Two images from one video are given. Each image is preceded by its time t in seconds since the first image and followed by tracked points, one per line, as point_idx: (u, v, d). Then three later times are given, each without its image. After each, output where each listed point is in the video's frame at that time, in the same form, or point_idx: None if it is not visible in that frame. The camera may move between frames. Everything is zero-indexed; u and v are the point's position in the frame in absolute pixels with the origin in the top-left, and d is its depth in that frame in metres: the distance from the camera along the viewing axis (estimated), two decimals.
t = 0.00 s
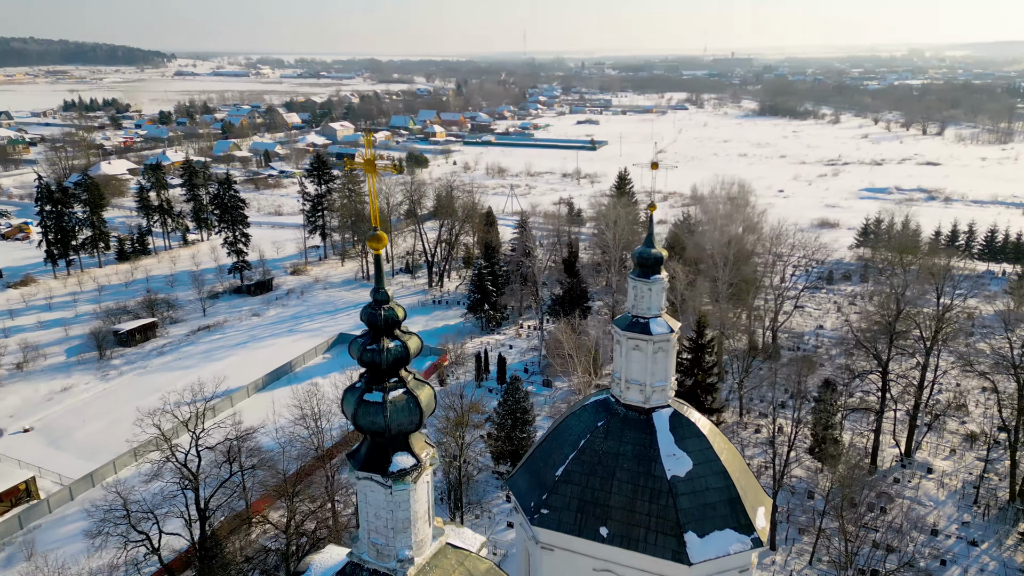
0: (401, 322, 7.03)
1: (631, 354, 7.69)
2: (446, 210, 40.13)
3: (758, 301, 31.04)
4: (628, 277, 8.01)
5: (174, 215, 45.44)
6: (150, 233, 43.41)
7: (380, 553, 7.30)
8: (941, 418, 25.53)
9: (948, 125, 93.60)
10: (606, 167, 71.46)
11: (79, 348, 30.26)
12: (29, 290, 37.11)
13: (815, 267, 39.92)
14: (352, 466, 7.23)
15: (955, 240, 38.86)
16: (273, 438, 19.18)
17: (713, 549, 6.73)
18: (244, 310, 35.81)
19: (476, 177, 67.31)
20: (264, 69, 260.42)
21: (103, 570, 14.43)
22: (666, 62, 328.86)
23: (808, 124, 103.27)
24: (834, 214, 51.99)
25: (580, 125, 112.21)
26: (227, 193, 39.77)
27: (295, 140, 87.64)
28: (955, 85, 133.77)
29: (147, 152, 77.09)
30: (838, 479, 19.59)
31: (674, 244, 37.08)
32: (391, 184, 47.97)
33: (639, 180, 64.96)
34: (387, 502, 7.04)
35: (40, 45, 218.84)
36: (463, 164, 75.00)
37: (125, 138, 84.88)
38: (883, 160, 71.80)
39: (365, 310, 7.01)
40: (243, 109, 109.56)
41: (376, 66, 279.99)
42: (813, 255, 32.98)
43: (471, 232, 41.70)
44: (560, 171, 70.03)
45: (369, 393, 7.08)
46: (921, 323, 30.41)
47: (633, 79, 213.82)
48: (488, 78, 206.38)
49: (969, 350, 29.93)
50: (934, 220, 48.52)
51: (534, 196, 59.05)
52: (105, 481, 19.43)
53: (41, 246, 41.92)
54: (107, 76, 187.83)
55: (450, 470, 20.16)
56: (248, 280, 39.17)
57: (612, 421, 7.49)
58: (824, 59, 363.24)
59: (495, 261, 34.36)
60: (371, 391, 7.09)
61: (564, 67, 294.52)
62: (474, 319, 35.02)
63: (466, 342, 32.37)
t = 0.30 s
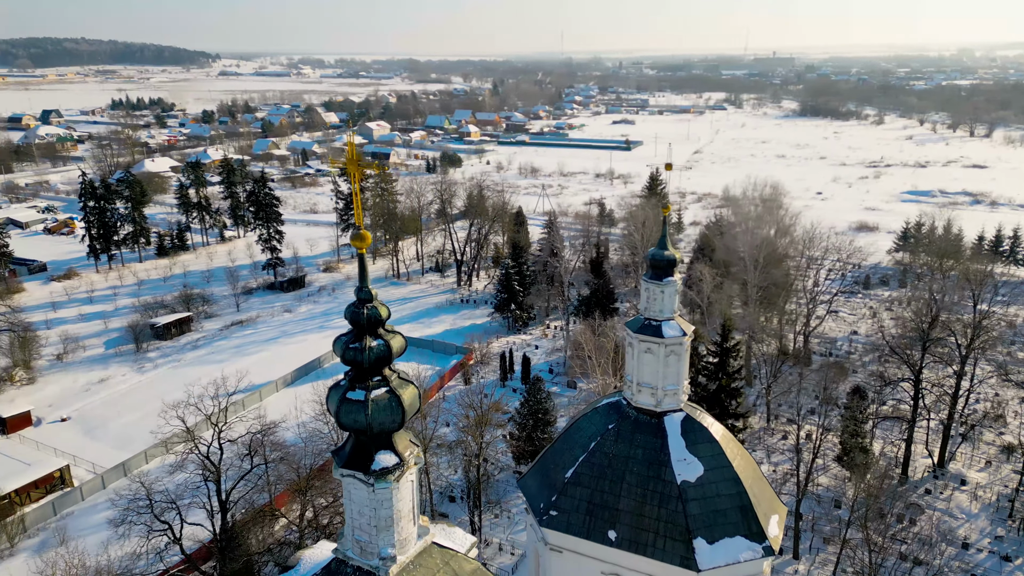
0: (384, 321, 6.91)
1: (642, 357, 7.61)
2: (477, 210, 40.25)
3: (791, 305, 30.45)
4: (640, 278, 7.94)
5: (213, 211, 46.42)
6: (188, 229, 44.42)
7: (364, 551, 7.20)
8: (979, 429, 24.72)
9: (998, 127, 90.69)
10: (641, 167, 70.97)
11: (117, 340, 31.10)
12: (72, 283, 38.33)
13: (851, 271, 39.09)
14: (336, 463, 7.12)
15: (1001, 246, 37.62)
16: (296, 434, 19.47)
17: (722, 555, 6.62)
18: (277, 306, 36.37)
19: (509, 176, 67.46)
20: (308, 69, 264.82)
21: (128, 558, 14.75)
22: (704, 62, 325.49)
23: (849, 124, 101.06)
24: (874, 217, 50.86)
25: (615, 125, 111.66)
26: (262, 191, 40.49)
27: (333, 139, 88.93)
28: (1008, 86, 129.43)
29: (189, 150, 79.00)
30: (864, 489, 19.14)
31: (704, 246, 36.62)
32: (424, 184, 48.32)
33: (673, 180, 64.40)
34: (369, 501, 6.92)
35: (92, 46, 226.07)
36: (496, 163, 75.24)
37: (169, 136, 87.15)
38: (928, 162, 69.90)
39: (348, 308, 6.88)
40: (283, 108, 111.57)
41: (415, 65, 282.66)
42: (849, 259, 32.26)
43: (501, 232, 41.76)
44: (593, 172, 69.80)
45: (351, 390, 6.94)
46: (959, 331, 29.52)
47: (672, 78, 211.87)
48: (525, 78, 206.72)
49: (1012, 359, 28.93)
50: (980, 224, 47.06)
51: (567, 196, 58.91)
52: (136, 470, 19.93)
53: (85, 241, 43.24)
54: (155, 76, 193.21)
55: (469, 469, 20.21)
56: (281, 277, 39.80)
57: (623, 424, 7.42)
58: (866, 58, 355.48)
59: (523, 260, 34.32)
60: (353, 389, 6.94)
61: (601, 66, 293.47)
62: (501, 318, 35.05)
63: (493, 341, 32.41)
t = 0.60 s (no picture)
0: (367, 319, 6.51)
1: (653, 360, 7.54)
2: (507, 209, 40.28)
3: (823, 310, 29.81)
4: (652, 281, 7.86)
5: (249, 209, 47.30)
6: (225, 226, 45.30)
7: (347, 547, 6.75)
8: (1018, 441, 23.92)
9: None
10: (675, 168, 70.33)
11: (153, 333, 31.89)
12: (113, 277, 39.41)
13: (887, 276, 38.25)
14: (319, 460, 6.71)
15: None
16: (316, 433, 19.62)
17: (730, 563, 6.52)
18: (308, 302, 36.87)
19: (542, 176, 67.48)
20: (348, 70, 268.43)
21: (156, 548, 15.14)
22: (743, 63, 321.50)
23: (894, 126, 98.72)
24: (915, 220, 49.64)
25: (650, 125, 110.94)
26: (297, 190, 41.13)
27: (369, 138, 89.97)
28: None
29: (230, 148, 80.80)
30: (892, 499, 18.71)
31: (735, 248, 36.08)
32: (455, 183, 48.62)
33: (708, 181, 63.74)
34: (351, 499, 6.51)
35: (139, 46, 232.31)
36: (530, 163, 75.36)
37: (212, 134, 89.29)
38: (975, 165, 67.94)
39: (333, 303, 6.51)
40: (321, 107, 113.25)
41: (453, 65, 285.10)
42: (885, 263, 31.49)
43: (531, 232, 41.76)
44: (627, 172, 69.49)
45: (335, 388, 6.54)
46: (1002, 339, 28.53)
47: (711, 78, 209.54)
48: (562, 78, 206.61)
49: None
50: None
51: (601, 196, 58.72)
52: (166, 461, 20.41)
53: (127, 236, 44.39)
54: (199, 76, 197.96)
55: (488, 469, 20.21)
56: (313, 274, 40.37)
57: (632, 429, 7.36)
58: (911, 58, 347.02)
59: (550, 260, 34.19)
60: (337, 386, 6.56)
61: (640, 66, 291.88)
62: (528, 318, 35.02)
63: (519, 341, 32.43)
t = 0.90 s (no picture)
0: (349, 316, 6.38)
1: (664, 363, 7.45)
2: (537, 209, 40.26)
3: (856, 314, 29.10)
4: (664, 283, 7.78)
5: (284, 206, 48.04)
6: (261, 223, 46.06)
7: (329, 544, 6.59)
8: None
9: None
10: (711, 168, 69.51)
11: (188, 326, 32.62)
12: (152, 272, 40.36)
13: (927, 281, 37.29)
14: (301, 457, 6.57)
15: None
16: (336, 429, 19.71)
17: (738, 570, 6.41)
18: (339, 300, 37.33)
19: (575, 176, 67.28)
20: (386, 69, 271.28)
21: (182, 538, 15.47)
22: (784, 62, 316.20)
23: (941, 127, 96.00)
24: (959, 225, 48.25)
25: (687, 125, 109.88)
26: (330, 188, 41.67)
27: (404, 138, 90.77)
28: None
29: (269, 147, 82.33)
30: (920, 511, 18.23)
31: (767, 251, 35.52)
32: (487, 182, 48.76)
33: (743, 183, 62.82)
34: (331, 496, 6.34)
35: (184, 47, 238.27)
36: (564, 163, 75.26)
37: (252, 133, 91.15)
38: None
39: (315, 300, 6.41)
40: (359, 107, 114.63)
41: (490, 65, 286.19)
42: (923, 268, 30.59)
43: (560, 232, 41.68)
44: (661, 172, 68.94)
45: (316, 386, 6.41)
46: None
47: (752, 77, 206.30)
48: (600, 78, 205.80)
49: None
50: None
51: (635, 196, 58.31)
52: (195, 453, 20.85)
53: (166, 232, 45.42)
54: (242, 76, 202.09)
55: (507, 469, 20.22)
56: (345, 272, 40.89)
57: (642, 432, 7.30)
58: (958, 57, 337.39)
59: (578, 261, 34.06)
60: (318, 384, 6.42)
61: (678, 65, 289.16)
62: (555, 318, 34.93)
63: (545, 341, 32.39)
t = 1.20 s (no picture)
0: (330, 314, 6.30)
1: (674, 367, 7.38)
2: (567, 210, 40.14)
3: (890, 319, 28.33)
4: (675, 285, 7.69)
5: (319, 204, 48.69)
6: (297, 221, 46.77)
7: (311, 539, 6.53)
8: None
9: None
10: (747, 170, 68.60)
11: (222, 321, 33.25)
12: (190, 268, 41.28)
13: (969, 287, 36.20)
14: (282, 454, 6.51)
15: None
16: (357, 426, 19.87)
17: None
18: (369, 297, 37.71)
19: (609, 176, 66.99)
20: (424, 69, 273.25)
21: (203, 527, 15.90)
22: (826, 62, 310.13)
23: (990, 128, 93.02)
24: (1007, 230, 46.70)
25: (725, 126, 108.55)
26: (362, 187, 42.10)
27: (439, 137, 91.43)
28: None
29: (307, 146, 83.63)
30: (947, 525, 17.68)
31: (800, 254, 34.84)
32: (518, 182, 48.77)
33: (781, 185, 61.77)
34: (311, 493, 6.26)
35: (228, 48, 243.59)
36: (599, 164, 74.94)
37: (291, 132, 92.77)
38: None
39: (295, 298, 6.35)
40: (396, 106, 115.76)
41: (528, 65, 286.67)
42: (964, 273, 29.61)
43: (590, 232, 41.47)
44: (697, 173, 68.21)
45: (296, 383, 6.34)
46: None
47: (795, 76, 202.63)
48: (639, 78, 204.53)
49: None
50: None
51: (670, 198, 57.77)
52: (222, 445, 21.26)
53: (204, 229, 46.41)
54: (283, 76, 205.91)
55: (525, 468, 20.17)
56: (375, 270, 41.26)
57: (651, 436, 7.23)
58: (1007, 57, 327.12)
59: (605, 261, 33.86)
60: (299, 381, 6.35)
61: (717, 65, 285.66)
62: (582, 319, 34.82)
63: (570, 342, 32.29)
